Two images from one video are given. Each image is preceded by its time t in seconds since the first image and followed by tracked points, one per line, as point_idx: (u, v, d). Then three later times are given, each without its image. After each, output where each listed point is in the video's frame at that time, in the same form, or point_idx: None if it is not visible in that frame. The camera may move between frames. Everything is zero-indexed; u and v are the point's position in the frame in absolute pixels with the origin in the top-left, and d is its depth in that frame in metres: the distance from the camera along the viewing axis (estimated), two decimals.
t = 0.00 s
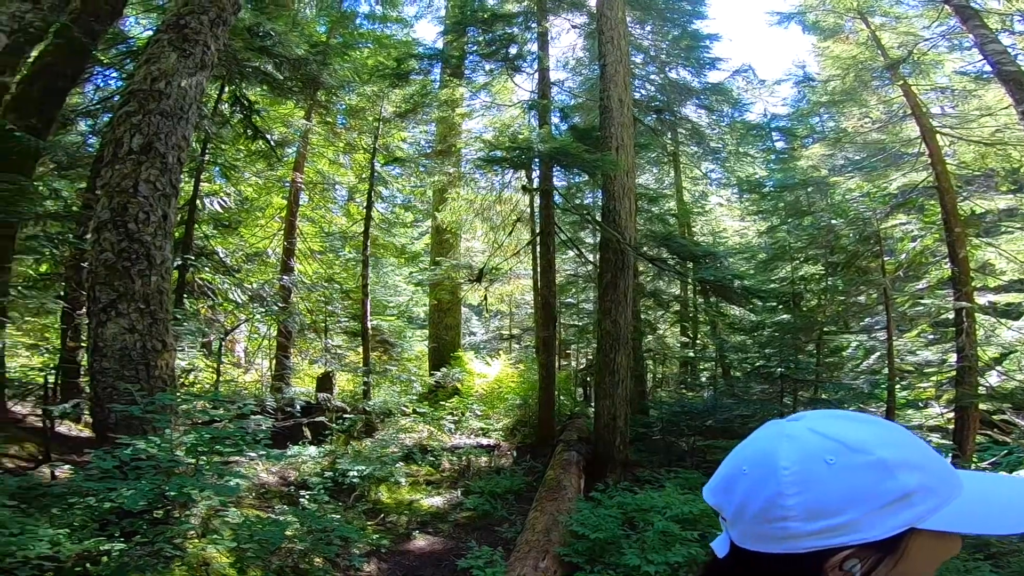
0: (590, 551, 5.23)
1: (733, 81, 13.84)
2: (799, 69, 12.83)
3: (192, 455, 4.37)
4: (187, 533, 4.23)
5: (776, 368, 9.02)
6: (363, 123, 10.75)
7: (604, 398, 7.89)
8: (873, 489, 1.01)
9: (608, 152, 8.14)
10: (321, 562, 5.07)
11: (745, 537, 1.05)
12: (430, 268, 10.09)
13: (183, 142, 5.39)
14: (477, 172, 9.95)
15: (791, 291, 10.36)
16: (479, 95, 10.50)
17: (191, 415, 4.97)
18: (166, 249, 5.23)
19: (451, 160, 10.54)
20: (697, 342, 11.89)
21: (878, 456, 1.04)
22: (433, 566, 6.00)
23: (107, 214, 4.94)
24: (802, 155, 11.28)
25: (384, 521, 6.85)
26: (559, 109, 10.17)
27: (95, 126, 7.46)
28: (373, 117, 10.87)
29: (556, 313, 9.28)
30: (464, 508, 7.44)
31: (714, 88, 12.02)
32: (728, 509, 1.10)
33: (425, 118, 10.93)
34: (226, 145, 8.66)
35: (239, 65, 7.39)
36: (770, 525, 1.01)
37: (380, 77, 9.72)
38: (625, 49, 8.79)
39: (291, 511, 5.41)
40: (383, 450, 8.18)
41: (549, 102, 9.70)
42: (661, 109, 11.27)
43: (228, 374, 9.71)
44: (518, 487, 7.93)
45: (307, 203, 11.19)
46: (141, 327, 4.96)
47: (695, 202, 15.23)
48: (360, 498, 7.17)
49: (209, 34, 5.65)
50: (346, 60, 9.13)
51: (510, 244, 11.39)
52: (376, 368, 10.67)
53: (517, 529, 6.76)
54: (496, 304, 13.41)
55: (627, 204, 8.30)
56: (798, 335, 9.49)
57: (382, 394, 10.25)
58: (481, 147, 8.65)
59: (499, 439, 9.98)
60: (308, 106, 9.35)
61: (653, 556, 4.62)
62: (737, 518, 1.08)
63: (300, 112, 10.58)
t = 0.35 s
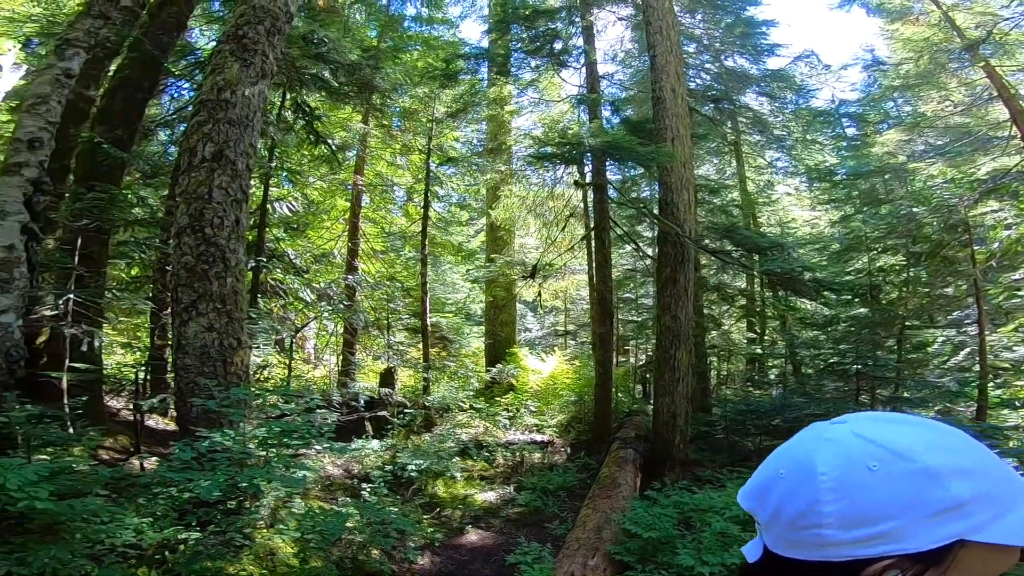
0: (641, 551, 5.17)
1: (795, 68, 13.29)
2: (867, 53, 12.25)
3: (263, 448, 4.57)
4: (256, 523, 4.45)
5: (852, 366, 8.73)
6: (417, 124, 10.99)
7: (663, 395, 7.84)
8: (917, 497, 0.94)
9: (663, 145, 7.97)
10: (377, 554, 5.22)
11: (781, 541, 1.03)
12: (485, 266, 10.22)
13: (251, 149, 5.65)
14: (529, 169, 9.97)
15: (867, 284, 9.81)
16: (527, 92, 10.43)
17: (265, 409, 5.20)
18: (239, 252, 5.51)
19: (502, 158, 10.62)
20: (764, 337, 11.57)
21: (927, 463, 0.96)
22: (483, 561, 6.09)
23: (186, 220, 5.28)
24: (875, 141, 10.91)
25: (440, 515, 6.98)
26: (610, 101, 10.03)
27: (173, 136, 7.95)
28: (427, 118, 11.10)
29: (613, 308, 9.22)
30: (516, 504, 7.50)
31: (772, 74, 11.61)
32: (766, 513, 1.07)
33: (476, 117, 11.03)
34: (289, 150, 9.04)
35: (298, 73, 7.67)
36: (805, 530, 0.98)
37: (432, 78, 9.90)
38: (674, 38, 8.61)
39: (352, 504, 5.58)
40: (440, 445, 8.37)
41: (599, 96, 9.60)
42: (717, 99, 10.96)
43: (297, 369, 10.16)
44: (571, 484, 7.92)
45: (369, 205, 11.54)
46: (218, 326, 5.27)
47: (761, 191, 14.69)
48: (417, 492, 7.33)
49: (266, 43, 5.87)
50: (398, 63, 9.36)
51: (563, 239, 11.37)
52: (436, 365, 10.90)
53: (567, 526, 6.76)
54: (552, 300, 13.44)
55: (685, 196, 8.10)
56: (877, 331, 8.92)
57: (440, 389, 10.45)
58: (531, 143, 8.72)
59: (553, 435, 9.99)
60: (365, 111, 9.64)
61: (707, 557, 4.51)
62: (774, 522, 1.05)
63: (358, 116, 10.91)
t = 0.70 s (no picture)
0: (716, 550, 5.12)
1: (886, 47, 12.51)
2: (969, 28, 12.00)
3: (350, 437, 4.91)
4: (341, 510, 4.77)
5: (965, 361, 8.28)
6: (485, 123, 11.24)
7: (750, 392, 7.63)
8: (982, 498, 0.91)
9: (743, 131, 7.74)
10: (450, 544, 5.40)
11: (835, 536, 1.01)
12: (557, 261, 10.34)
13: (333, 155, 6.07)
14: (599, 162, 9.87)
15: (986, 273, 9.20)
16: (591, 85, 10.34)
17: (352, 400, 5.50)
18: (327, 253, 5.95)
19: (570, 152, 10.69)
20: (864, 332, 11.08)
21: (995, 461, 0.92)
22: (549, 555, 6.20)
23: (281, 225, 5.76)
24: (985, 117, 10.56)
25: (509, 508, 7.12)
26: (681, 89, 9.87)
27: (264, 145, 8.54)
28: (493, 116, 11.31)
29: (693, 300, 9.05)
30: (585, 500, 7.56)
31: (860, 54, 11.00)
32: (820, 508, 1.05)
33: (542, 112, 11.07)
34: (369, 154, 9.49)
35: (371, 79, 8.02)
36: (859, 526, 0.96)
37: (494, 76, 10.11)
38: (745, 22, 8.34)
39: (428, 494, 5.79)
40: (512, 439, 8.57)
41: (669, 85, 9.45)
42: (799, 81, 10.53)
43: (381, 363, 10.64)
44: (643, 481, 7.88)
45: (444, 205, 11.93)
46: (311, 322, 5.70)
47: (857, 176, 13.67)
48: (488, 484, 7.51)
49: (338, 52, 6.14)
50: (461, 64, 9.83)
51: (638, 231, 11.23)
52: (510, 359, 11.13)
53: (637, 523, 6.78)
54: (626, 292, 13.38)
55: (769, 183, 7.88)
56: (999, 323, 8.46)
57: (514, 383, 10.62)
58: (599, 136, 8.73)
59: (627, 431, 9.92)
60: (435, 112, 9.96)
61: (785, 559, 4.41)
62: (827, 517, 1.03)
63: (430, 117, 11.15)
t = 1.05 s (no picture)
0: (854, 560, 4.72)
1: None
2: None
3: (473, 431, 5.11)
4: (461, 501, 5.01)
5: None
6: (589, 120, 11.19)
7: (909, 394, 7.01)
8: None
9: (888, 107, 7.05)
10: (559, 539, 5.39)
11: None
12: (680, 256, 10.07)
13: (452, 161, 6.33)
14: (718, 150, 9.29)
15: None
16: (701, 71, 9.94)
17: (475, 395, 5.72)
18: (452, 255, 6.22)
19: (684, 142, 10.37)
20: None
21: None
22: (660, 556, 6.01)
23: (411, 230, 6.13)
24: None
25: (621, 507, 7.05)
26: (807, 70, 9.25)
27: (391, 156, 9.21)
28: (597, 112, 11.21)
29: (837, 292, 8.42)
30: (706, 503, 7.30)
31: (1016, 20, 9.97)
32: None
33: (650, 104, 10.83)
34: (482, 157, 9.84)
35: (476, 84, 8.34)
36: None
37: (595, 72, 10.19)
38: None
39: (540, 489, 5.81)
40: (627, 438, 8.42)
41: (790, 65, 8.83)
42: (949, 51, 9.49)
43: (500, 360, 10.89)
44: (773, 486, 7.48)
45: (554, 203, 12.00)
46: (440, 321, 6.00)
47: None
48: (602, 483, 7.45)
49: (447, 61, 6.46)
50: (559, 63, 9.99)
51: (769, 220, 10.55)
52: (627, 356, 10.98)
53: (762, 529, 6.45)
54: (760, 286, 12.70)
55: (925, 163, 7.18)
56: None
57: (631, 381, 10.47)
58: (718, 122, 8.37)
59: (758, 434, 9.50)
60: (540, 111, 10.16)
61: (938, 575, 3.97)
62: None
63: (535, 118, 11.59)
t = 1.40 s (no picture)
0: None
1: None
2: None
3: (626, 428, 5.10)
4: (608, 499, 4.93)
5: None
6: (742, 104, 10.84)
7: None
8: None
9: None
10: (710, 545, 5.05)
11: None
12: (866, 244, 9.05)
13: (596, 158, 6.54)
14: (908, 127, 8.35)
15: None
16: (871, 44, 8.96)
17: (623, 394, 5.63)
18: (603, 251, 6.38)
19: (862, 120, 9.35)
20: None
21: None
22: (827, 571, 5.50)
23: (562, 229, 6.37)
24: None
25: (786, 518, 6.54)
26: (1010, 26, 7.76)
27: (531, 156, 9.78)
28: (751, 98, 10.85)
29: None
30: (892, 518, 6.55)
31: None
32: None
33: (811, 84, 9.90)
34: (624, 152, 9.97)
35: (611, 79, 8.72)
36: None
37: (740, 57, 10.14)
38: None
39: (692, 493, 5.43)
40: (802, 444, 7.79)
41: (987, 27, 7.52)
42: None
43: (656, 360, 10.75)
44: (985, 503, 6.43)
45: (709, 195, 11.88)
46: (593, 317, 6.14)
47: None
48: (766, 491, 6.96)
49: (579, 59, 6.64)
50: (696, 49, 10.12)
51: (983, 201, 9.18)
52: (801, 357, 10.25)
53: (962, 549, 5.62)
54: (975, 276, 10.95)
55: None
56: None
57: (806, 386, 9.64)
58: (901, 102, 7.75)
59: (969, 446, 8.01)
60: (684, 100, 10.23)
61: None
62: None
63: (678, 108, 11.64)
